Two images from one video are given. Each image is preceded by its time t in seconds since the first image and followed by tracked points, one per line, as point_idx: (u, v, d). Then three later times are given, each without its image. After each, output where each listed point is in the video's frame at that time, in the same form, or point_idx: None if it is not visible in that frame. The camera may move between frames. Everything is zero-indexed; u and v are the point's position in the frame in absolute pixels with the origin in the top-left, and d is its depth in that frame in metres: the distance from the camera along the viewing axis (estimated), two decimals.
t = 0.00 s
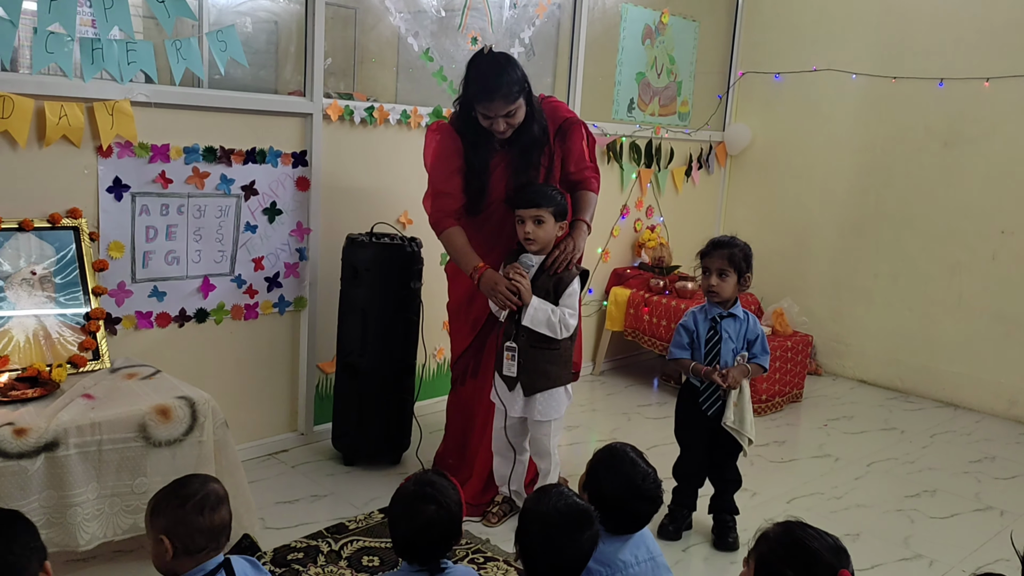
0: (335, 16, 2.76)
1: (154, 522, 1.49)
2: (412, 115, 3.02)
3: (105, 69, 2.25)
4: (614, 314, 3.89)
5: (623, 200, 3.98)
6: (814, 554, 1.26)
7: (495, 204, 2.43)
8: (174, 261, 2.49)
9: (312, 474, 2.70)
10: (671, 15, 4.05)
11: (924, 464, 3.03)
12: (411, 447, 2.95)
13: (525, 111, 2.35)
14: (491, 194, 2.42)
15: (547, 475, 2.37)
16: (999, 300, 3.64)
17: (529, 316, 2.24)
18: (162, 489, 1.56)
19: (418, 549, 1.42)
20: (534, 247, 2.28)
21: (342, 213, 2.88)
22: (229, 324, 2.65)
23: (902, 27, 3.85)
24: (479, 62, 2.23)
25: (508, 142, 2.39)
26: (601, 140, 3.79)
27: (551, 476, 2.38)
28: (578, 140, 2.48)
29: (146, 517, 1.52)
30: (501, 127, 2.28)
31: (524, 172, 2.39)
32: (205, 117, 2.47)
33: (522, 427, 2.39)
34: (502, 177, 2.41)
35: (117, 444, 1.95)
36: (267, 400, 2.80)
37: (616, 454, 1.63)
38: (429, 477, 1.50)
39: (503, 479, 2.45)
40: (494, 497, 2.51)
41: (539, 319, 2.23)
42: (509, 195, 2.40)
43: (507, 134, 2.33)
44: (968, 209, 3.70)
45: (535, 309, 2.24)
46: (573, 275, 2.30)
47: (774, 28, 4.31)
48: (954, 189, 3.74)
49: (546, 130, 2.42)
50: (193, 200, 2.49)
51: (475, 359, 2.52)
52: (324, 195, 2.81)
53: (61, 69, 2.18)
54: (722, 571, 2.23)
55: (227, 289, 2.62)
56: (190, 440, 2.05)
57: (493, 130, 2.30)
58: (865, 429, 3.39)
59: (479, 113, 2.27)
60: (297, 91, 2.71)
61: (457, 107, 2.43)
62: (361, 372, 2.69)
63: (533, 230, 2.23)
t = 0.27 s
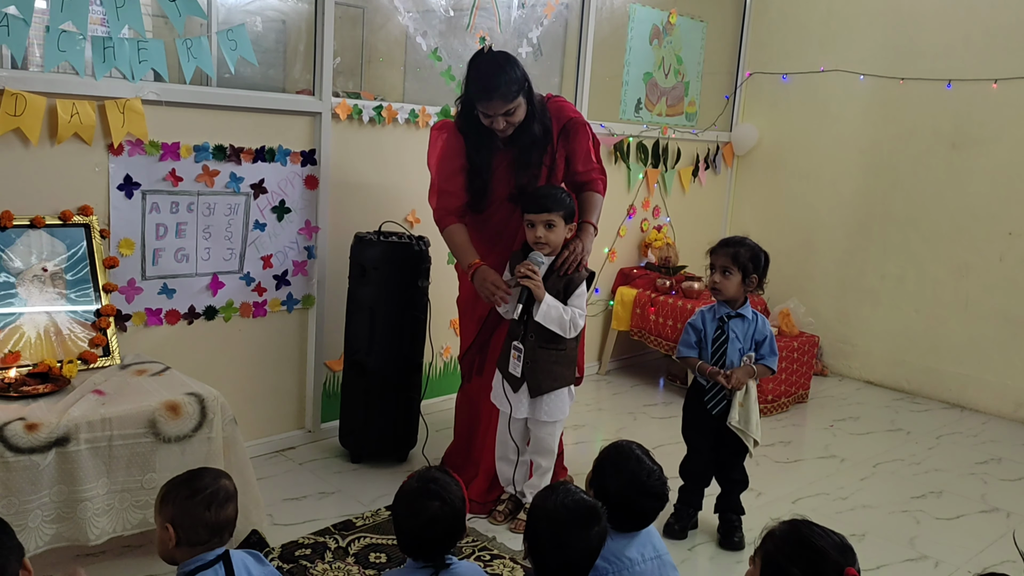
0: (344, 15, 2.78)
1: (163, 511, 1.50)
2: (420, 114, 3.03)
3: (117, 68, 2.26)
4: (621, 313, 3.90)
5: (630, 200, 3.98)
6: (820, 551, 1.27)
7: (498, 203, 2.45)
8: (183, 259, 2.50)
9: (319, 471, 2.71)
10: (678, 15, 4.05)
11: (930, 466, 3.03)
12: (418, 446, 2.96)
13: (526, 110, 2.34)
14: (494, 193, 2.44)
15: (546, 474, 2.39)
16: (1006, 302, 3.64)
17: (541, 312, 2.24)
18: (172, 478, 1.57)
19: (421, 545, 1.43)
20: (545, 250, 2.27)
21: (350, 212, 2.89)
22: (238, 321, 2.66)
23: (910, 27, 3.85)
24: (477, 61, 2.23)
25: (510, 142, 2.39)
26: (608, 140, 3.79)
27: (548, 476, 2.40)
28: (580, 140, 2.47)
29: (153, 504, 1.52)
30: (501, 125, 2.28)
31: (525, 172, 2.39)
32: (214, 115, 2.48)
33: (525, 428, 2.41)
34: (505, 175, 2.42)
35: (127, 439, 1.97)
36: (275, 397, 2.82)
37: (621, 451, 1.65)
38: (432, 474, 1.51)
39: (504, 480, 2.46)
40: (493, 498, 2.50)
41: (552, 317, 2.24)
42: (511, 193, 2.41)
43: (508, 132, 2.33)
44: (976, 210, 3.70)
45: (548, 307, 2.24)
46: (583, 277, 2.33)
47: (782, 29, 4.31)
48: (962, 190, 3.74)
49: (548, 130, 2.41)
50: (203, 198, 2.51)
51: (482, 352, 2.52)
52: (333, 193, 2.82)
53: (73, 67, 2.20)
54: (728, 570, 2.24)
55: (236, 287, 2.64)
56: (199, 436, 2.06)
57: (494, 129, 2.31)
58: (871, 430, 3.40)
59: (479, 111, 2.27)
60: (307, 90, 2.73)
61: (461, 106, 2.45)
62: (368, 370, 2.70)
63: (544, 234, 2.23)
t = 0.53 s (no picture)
0: (353, 15, 2.78)
1: (200, 506, 1.47)
2: (428, 114, 3.04)
3: (127, 67, 2.27)
4: (628, 313, 3.91)
5: (637, 200, 3.98)
6: (826, 551, 1.26)
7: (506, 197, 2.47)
8: (192, 257, 2.51)
9: (326, 469, 2.72)
10: (687, 15, 4.05)
11: (937, 468, 3.02)
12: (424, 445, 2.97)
13: (541, 106, 2.38)
14: (503, 186, 2.48)
15: (550, 473, 2.40)
16: (1015, 304, 3.62)
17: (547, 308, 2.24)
18: (184, 471, 1.53)
19: (425, 543, 1.44)
20: (548, 249, 2.29)
21: (359, 211, 2.90)
22: (246, 319, 2.67)
23: (919, 29, 3.84)
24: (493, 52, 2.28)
25: (524, 136, 2.43)
26: (616, 140, 3.80)
27: (553, 475, 2.41)
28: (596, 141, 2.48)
29: (181, 499, 1.47)
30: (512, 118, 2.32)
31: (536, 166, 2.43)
32: (224, 115, 2.50)
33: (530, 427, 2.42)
34: (515, 169, 2.46)
35: (136, 436, 1.98)
36: (283, 395, 2.83)
37: (629, 450, 1.65)
38: (436, 473, 1.51)
39: (506, 480, 2.47)
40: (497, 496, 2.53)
41: (558, 314, 2.24)
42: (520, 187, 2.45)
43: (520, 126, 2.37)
44: (985, 212, 3.69)
45: (554, 303, 2.24)
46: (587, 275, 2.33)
47: (790, 30, 4.31)
48: (970, 192, 3.73)
49: (562, 127, 2.44)
50: (212, 197, 2.52)
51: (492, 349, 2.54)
52: (342, 192, 2.84)
53: (84, 66, 2.21)
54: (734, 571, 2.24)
55: (244, 285, 2.65)
56: (207, 433, 2.07)
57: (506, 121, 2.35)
58: (878, 432, 3.39)
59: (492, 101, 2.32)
60: (316, 89, 2.74)
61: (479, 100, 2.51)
62: (374, 369, 2.71)
63: (547, 232, 2.24)
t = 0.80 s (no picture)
0: (359, 17, 2.79)
1: (217, 509, 1.48)
2: (434, 116, 3.04)
3: (134, 70, 2.28)
4: (633, 315, 3.91)
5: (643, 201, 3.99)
6: (832, 552, 1.26)
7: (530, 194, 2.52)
8: (198, 259, 2.52)
9: (332, 470, 2.73)
10: (692, 16, 4.05)
11: (944, 469, 3.02)
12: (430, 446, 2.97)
13: (577, 105, 2.44)
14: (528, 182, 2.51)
15: (553, 474, 2.41)
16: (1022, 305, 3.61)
17: (547, 310, 2.26)
18: (200, 474, 1.54)
19: (431, 544, 1.44)
20: (547, 250, 2.31)
21: (364, 212, 2.91)
22: (252, 321, 2.68)
23: (925, 29, 3.83)
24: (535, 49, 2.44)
25: (556, 136, 2.48)
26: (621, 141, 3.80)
27: (557, 476, 2.41)
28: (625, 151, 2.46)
29: (197, 500, 1.48)
30: (547, 109, 2.43)
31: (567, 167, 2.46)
32: (230, 117, 2.51)
33: (533, 428, 2.43)
34: (543, 168, 2.50)
35: (143, 437, 1.99)
36: (289, 396, 2.84)
37: (635, 450, 1.65)
38: (442, 475, 1.51)
39: (510, 480, 2.49)
40: (503, 498, 2.54)
41: (557, 314, 2.26)
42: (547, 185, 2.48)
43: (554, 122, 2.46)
44: (991, 213, 3.68)
45: (553, 305, 2.26)
46: (586, 276, 2.34)
47: (796, 30, 4.30)
48: (976, 193, 3.72)
49: (596, 132, 2.47)
50: (219, 199, 2.53)
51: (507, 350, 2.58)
52: (347, 194, 2.84)
53: (91, 69, 2.22)
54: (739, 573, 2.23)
55: (251, 287, 2.66)
56: (214, 435, 2.08)
57: (540, 116, 2.46)
58: (884, 433, 3.38)
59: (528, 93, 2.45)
60: (321, 92, 2.75)
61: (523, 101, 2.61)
62: (380, 370, 2.72)
63: (546, 234, 2.27)
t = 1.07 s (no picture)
0: (360, 20, 2.80)
1: (218, 512, 1.48)
2: (435, 118, 3.04)
3: (136, 72, 2.28)
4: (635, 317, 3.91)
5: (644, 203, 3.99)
6: (833, 553, 1.25)
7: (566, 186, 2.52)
8: (200, 261, 2.52)
9: (334, 472, 2.73)
10: (693, 19, 4.05)
11: (946, 472, 3.01)
12: (431, 448, 2.97)
13: (615, 98, 2.51)
14: (565, 174, 2.52)
15: (554, 476, 2.41)
16: None
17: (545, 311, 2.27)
18: (209, 476, 1.55)
19: (435, 546, 1.44)
20: (546, 251, 2.33)
21: (366, 215, 2.91)
22: (254, 323, 2.68)
23: (926, 31, 3.83)
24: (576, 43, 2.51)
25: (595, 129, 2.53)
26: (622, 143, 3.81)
27: (558, 478, 2.41)
28: (656, 149, 2.53)
29: (201, 501, 1.49)
30: (583, 99, 2.48)
31: (601, 158, 2.49)
32: (232, 119, 2.51)
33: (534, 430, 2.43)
34: (581, 160, 2.52)
35: (144, 439, 1.99)
36: (291, 398, 2.84)
37: (635, 451, 1.65)
38: (446, 476, 1.51)
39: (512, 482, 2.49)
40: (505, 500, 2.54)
41: (556, 316, 2.27)
42: (585, 175, 2.50)
43: (591, 114, 2.51)
44: (993, 215, 3.68)
45: (552, 306, 2.27)
46: (585, 278, 2.35)
47: (797, 33, 4.30)
48: (978, 195, 3.72)
49: (633, 128, 2.54)
50: (220, 201, 2.53)
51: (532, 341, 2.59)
52: (349, 197, 2.85)
53: (93, 71, 2.22)
54: None
55: (252, 289, 2.66)
56: (216, 437, 2.08)
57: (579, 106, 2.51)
58: (885, 435, 3.38)
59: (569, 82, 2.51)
60: (323, 94, 2.75)
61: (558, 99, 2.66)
62: (382, 372, 2.72)
63: (546, 235, 2.29)
